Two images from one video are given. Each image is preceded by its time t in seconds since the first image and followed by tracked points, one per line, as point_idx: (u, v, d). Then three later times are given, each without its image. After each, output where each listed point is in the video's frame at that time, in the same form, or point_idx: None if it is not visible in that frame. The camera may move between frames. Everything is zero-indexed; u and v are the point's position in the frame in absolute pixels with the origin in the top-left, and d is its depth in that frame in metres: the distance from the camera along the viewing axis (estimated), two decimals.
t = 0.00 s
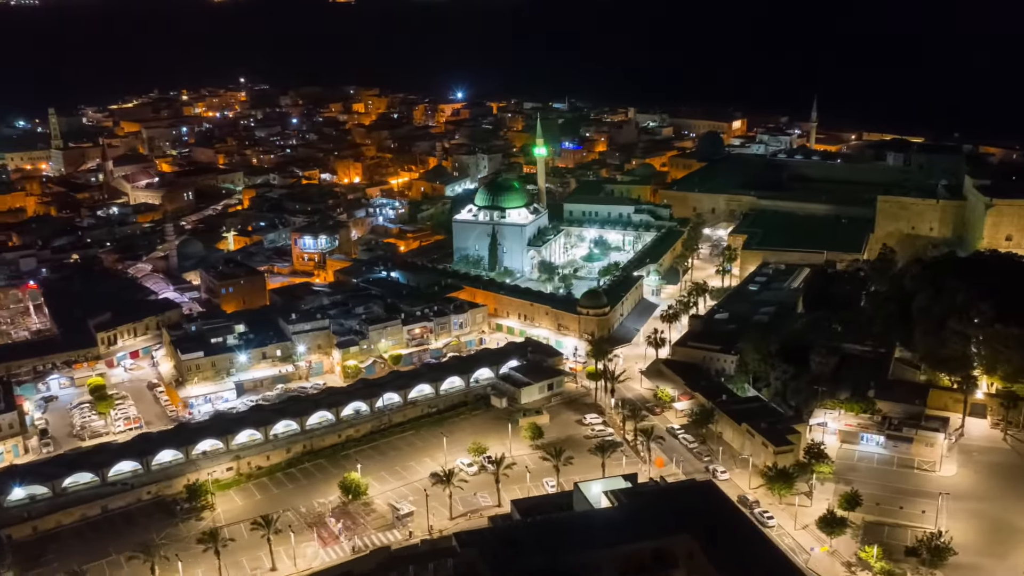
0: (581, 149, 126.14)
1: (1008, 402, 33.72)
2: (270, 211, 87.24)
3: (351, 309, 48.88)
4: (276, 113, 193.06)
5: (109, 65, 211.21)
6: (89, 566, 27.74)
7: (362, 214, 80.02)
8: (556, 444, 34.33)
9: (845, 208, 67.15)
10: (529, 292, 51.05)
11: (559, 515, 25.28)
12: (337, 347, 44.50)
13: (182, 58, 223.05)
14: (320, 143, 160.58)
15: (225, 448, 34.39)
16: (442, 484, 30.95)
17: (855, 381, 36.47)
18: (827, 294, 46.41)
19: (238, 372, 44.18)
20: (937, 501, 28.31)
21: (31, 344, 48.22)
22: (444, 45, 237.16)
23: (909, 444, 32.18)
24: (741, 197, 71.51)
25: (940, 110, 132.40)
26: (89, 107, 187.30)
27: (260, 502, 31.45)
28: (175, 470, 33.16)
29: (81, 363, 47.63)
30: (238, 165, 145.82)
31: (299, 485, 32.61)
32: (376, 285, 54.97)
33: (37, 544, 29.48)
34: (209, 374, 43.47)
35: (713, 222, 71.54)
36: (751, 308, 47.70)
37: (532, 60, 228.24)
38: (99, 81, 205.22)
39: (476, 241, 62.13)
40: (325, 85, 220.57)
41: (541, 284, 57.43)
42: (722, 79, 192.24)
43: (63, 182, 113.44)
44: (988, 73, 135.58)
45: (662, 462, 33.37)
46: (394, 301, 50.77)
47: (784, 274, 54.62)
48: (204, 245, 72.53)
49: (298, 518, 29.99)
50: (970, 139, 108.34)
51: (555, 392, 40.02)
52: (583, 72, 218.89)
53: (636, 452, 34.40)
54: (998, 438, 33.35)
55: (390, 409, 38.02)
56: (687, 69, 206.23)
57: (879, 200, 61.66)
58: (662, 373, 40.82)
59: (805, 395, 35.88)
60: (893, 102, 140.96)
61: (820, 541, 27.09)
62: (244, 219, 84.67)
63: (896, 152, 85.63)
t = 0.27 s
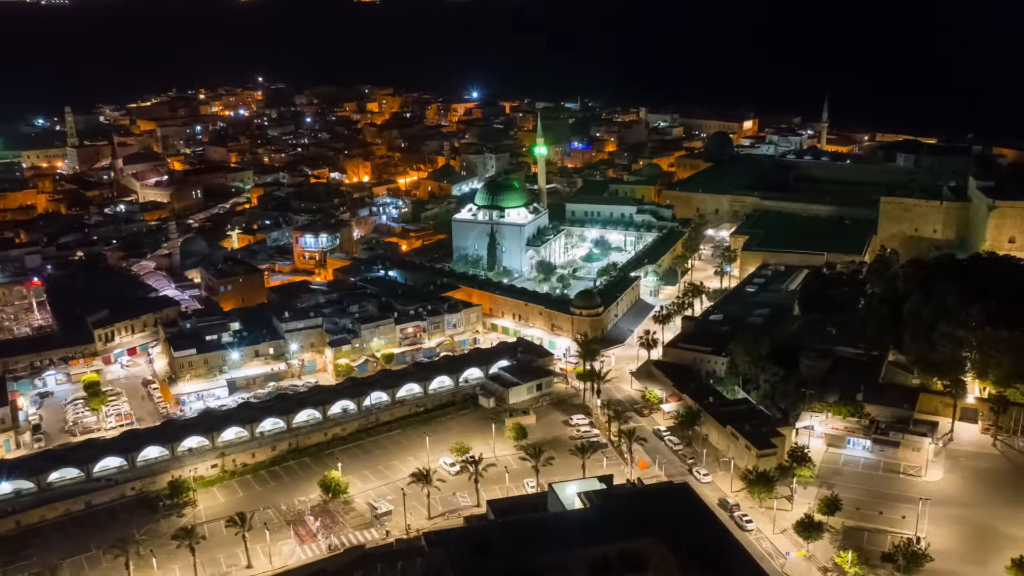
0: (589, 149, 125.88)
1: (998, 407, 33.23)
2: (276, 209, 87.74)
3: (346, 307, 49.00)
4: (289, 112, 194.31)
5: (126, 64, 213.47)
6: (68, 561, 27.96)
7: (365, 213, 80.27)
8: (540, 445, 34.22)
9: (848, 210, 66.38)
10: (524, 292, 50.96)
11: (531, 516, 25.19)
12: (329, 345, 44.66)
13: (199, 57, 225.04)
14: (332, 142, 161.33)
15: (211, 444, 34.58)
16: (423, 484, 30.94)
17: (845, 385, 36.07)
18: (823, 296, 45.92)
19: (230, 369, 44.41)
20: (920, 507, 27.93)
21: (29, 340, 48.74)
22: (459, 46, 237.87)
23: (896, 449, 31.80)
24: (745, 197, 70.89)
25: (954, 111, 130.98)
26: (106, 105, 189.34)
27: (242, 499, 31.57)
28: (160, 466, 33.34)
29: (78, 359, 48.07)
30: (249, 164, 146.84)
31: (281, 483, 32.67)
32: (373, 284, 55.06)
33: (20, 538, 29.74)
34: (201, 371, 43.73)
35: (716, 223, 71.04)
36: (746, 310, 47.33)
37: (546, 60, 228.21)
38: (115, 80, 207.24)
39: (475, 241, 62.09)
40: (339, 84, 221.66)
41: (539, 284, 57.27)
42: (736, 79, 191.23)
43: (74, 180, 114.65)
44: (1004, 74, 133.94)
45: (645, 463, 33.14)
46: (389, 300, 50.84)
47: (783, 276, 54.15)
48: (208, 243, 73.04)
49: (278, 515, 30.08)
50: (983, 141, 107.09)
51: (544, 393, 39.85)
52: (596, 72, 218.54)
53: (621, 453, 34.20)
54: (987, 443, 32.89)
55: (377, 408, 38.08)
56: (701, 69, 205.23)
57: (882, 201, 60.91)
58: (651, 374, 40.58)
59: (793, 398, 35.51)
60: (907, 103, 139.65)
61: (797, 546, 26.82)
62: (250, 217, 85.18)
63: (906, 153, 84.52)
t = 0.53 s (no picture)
0: (600, 149, 125.50)
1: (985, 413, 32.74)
2: (283, 207, 88.30)
3: (339, 306, 49.17)
4: (305, 111, 195.53)
5: (145, 62, 215.93)
6: (45, 554, 28.29)
7: (369, 212, 80.54)
8: (521, 445, 34.11)
9: (853, 212, 65.45)
10: (518, 293, 50.86)
11: (498, 518, 25.12)
12: (320, 343, 44.87)
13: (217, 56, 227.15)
14: (345, 141, 162.08)
15: (194, 441, 34.82)
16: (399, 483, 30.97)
17: (831, 390, 35.65)
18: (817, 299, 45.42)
19: (221, 366, 44.68)
20: (897, 514, 27.56)
21: (28, 335, 49.36)
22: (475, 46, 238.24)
23: (878, 455, 31.37)
24: (748, 199, 70.16)
25: (972, 112, 129.08)
26: (125, 103, 191.61)
27: (221, 496, 31.75)
28: (143, 462, 33.63)
29: (74, 355, 48.45)
30: (263, 162, 147.93)
31: (261, 480, 32.84)
32: (369, 283, 55.20)
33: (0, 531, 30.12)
34: (192, 368, 44.02)
35: (719, 225, 70.44)
36: (740, 312, 46.93)
37: (562, 60, 227.95)
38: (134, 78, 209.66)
39: (474, 241, 62.09)
40: (355, 83, 222.71)
41: (535, 285, 57.16)
42: (752, 80, 189.80)
43: (88, 177, 116.09)
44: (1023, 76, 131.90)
45: (625, 466, 32.96)
46: (383, 299, 50.96)
47: (781, 278, 53.61)
48: (212, 241, 73.63)
49: (254, 513, 30.24)
50: (999, 143, 105.46)
51: (531, 393, 39.70)
52: (612, 72, 217.78)
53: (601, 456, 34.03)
54: (974, 450, 32.38)
55: (362, 407, 38.15)
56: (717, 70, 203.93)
57: (885, 204, 60.04)
58: (639, 376, 40.38)
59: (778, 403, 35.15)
60: (924, 105, 137.87)
61: (769, 552, 26.57)
62: (257, 216, 85.77)
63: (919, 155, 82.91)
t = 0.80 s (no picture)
0: (609, 149, 125.26)
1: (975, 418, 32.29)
2: (290, 205, 88.76)
3: (334, 304, 49.33)
4: (319, 109, 196.63)
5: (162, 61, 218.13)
6: (26, 547, 28.56)
7: (373, 210, 80.82)
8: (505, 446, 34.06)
9: (857, 213, 64.66)
10: (513, 292, 50.77)
11: (470, 518, 25.02)
12: (313, 342, 45.10)
13: (233, 55, 229.06)
14: (356, 139, 162.70)
15: (181, 438, 34.97)
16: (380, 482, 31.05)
17: (819, 393, 35.30)
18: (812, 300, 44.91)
19: (214, 363, 44.88)
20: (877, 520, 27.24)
21: (28, 330, 49.88)
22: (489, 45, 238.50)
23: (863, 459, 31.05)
24: (751, 200, 69.51)
25: (988, 113, 127.38)
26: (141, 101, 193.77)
27: (204, 493, 31.91)
28: (128, 458, 33.83)
29: (71, 350, 48.92)
30: (274, 160, 148.85)
31: (244, 477, 32.98)
32: (366, 282, 55.31)
33: None
34: (185, 365, 44.25)
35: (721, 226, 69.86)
36: (734, 314, 46.57)
37: (576, 61, 227.76)
38: (150, 76, 211.72)
39: (474, 240, 62.05)
40: (369, 82, 223.75)
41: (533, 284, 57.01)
42: (767, 79, 188.58)
43: (101, 174, 117.47)
44: None
45: (608, 467, 32.79)
46: (377, 298, 51.05)
47: (779, 280, 53.11)
48: (215, 238, 74.18)
49: (235, 510, 30.38)
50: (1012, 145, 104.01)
51: (519, 394, 39.54)
52: (627, 73, 217.28)
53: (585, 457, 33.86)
54: (962, 455, 31.94)
55: (350, 406, 38.22)
56: (732, 70, 202.75)
57: (888, 205, 59.22)
58: (628, 377, 40.18)
59: (765, 405, 34.82)
60: (940, 106, 136.27)
61: (744, 556, 26.38)
62: (263, 214, 86.34)
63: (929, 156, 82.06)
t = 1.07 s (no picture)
0: (618, 148, 124.89)
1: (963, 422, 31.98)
2: (295, 203, 89.21)
3: (329, 302, 49.47)
4: (333, 108, 197.53)
5: (178, 59, 220.05)
6: (8, 540, 28.87)
7: (376, 208, 81.02)
8: (489, 445, 34.01)
9: (860, 214, 63.89)
10: (507, 292, 50.70)
11: (442, 517, 25.00)
12: (305, 339, 45.29)
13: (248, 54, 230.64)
14: (367, 137, 163.18)
15: (168, 433, 35.24)
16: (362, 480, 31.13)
17: (806, 396, 34.99)
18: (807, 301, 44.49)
19: (208, 360, 45.14)
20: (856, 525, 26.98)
21: (27, 325, 50.48)
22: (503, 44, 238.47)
23: (848, 463, 30.75)
24: (754, 200, 68.72)
25: (1004, 113, 125.54)
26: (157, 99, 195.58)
27: (187, 488, 32.09)
28: (115, 453, 34.16)
29: (69, 345, 49.42)
30: (285, 158, 149.74)
31: (228, 474, 33.15)
32: (363, 280, 55.40)
33: None
34: (178, 361, 44.57)
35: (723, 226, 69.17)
36: (729, 315, 46.21)
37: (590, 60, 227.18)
38: (165, 75, 213.55)
39: (473, 239, 61.98)
40: (383, 80, 224.37)
41: (531, 284, 56.85)
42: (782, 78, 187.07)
43: (113, 171, 118.70)
44: None
45: (591, 468, 32.66)
46: (372, 296, 51.16)
47: (777, 281, 52.66)
48: (219, 236, 74.78)
49: (217, 506, 30.57)
50: None
51: (507, 393, 39.49)
52: (641, 72, 216.43)
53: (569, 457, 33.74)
54: (949, 459, 31.63)
55: (338, 403, 38.36)
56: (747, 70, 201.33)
57: (890, 206, 58.54)
58: (617, 378, 40.00)
59: (751, 407, 34.58)
60: (955, 106, 134.58)
61: (720, 559, 26.19)
62: (268, 211, 86.86)
63: (938, 158, 81.03)
